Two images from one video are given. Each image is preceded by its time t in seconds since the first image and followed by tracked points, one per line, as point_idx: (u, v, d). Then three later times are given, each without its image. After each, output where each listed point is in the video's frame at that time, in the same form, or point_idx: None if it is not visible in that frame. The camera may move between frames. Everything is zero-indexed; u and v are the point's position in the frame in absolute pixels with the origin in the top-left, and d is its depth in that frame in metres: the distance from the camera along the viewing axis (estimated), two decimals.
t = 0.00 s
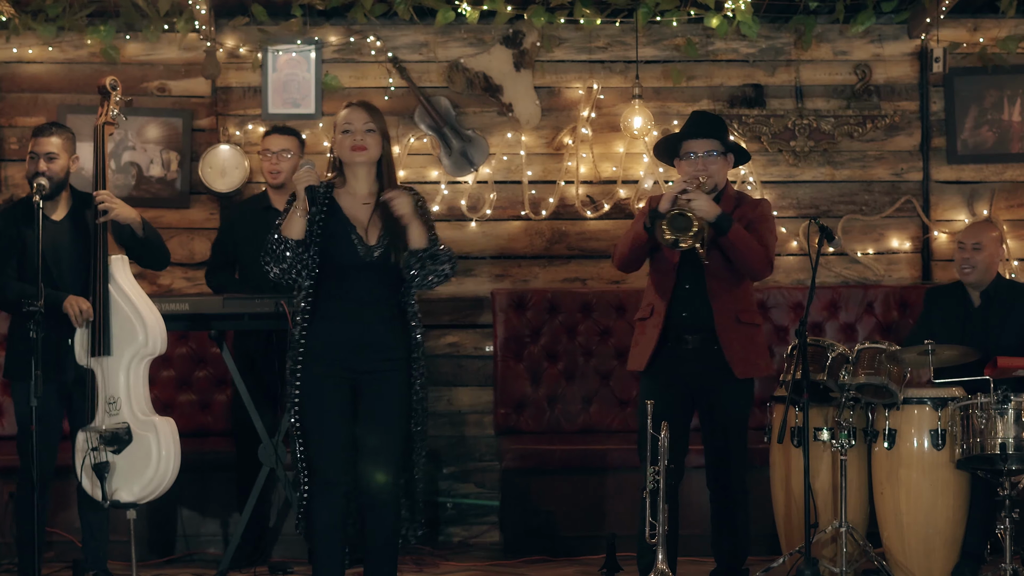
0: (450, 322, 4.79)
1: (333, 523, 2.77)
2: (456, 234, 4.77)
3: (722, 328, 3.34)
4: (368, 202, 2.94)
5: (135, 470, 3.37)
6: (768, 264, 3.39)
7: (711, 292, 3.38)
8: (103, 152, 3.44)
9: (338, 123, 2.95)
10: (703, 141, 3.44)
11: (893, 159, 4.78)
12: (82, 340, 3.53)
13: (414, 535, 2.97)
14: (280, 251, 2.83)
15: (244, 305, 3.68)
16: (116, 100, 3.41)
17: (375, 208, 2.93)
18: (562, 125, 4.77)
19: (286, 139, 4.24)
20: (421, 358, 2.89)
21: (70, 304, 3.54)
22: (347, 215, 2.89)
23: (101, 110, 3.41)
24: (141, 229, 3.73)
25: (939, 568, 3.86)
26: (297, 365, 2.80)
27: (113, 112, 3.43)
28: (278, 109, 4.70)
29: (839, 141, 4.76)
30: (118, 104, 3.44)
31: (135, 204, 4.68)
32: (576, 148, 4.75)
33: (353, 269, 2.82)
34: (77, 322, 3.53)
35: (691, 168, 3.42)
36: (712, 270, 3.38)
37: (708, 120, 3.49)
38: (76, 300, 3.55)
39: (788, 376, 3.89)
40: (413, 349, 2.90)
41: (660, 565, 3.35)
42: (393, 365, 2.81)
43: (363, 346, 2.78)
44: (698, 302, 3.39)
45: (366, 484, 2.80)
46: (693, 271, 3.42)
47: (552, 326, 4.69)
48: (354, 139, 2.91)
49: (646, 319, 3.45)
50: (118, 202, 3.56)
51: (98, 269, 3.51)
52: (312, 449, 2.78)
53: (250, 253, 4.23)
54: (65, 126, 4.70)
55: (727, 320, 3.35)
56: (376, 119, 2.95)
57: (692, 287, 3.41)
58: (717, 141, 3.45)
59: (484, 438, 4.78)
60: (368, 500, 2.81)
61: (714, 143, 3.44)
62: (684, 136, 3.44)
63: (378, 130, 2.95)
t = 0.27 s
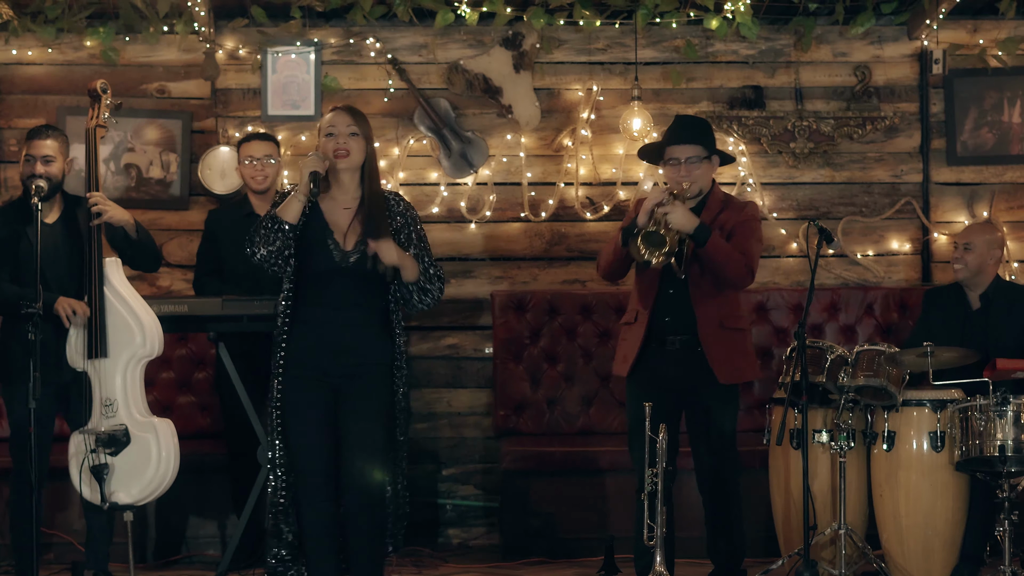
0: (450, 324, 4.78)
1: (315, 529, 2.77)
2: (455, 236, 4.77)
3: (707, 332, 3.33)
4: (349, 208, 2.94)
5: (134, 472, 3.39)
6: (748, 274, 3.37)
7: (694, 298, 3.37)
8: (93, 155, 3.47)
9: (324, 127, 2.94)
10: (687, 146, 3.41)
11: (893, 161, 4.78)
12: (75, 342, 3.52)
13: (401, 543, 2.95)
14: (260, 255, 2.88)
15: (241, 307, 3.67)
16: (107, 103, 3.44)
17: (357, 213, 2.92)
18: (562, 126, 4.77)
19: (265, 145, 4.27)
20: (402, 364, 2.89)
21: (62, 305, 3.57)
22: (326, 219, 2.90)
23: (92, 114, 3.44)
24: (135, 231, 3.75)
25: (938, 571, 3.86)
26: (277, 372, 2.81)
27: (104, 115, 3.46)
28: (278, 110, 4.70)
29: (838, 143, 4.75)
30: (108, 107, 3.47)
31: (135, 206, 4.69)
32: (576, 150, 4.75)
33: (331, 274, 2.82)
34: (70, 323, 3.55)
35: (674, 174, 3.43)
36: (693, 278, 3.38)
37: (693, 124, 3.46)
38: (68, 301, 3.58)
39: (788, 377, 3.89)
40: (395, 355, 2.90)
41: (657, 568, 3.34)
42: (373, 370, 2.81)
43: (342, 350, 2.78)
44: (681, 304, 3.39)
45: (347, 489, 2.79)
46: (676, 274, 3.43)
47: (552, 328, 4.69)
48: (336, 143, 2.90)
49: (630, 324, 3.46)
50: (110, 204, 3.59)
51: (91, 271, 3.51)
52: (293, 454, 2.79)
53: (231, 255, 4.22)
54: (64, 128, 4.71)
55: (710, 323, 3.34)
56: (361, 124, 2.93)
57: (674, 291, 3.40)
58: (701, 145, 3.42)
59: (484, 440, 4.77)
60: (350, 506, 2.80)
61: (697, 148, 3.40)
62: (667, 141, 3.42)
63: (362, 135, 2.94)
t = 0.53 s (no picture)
0: (450, 324, 4.78)
1: (310, 529, 2.78)
2: (455, 236, 4.76)
3: (699, 337, 3.33)
4: (339, 210, 2.91)
5: (133, 472, 3.39)
6: (739, 285, 3.34)
7: (688, 311, 3.36)
8: (91, 156, 3.46)
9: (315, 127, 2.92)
10: (672, 158, 3.37)
11: (894, 161, 4.77)
12: (72, 342, 3.49)
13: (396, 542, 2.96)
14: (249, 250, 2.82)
15: (239, 307, 3.65)
16: (103, 104, 3.43)
17: (347, 215, 2.90)
18: (562, 127, 4.77)
19: (259, 143, 4.24)
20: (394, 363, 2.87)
21: (62, 307, 3.52)
22: (316, 221, 2.89)
23: (88, 114, 3.44)
24: (133, 232, 3.75)
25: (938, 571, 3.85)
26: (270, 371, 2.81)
27: (100, 116, 3.46)
28: (278, 111, 4.71)
29: (839, 143, 4.75)
30: (105, 108, 3.46)
31: (135, 207, 4.69)
32: (576, 150, 4.74)
33: (322, 274, 2.81)
34: (70, 326, 3.50)
35: (660, 186, 3.39)
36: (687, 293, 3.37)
37: (676, 134, 3.41)
38: (69, 304, 3.52)
39: (789, 378, 3.90)
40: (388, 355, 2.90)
41: (656, 568, 3.34)
42: (363, 370, 2.80)
43: (333, 350, 2.77)
44: (674, 307, 3.37)
45: (340, 489, 2.79)
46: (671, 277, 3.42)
47: (552, 328, 4.69)
48: (326, 144, 2.87)
49: (619, 329, 3.46)
50: (107, 204, 3.58)
51: (90, 272, 3.51)
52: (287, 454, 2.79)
53: (229, 253, 4.24)
54: (64, 128, 4.71)
55: (704, 330, 3.34)
56: (352, 125, 2.91)
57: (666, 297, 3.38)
58: (686, 155, 3.38)
59: (485, 440, 4.77)
60: (345, 506, 2.80)
61: (682, 159, 3.37)
62: (652, 154, 3.36)
63: (352, 135, 2.91)
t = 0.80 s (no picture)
0: (453, 324, 4.77)
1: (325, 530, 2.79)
2: (459, 235, 4.76)
3: (709, 338, 3.33)
4: (345, 208, 2.94)
5: (134, 472, 3.38)
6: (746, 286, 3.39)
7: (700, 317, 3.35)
8: (91, 155, 3.44)
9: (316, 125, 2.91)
10: (671, 163, 3.33)
11: (898, 161, 4.77)
12: (74, 341, 3.53)
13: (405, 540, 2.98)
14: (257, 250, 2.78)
15: (242, 307, 3.66)
16: (104, 102, 3.41)
17: (355, 213, 2.94)
18: (565, 126, 4.76)
19: (263, 144, 4.25)
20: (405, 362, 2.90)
21: (62, 302, 3.57)
22: (324, 220, 2.89)
23: (89, 113, 3.42)
24: (135, 231, 3.73)
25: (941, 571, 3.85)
26: (282, 373, 2.79)
27: (101, 115, 3.44)
28: (281, 110, 4.71)
29: (843, 143, 4.74)
30: (105, 107, 3.44)
31: (138, 206, 4.68)
32: (579, 150, 4.73)
33: (334, 274, 2.81)
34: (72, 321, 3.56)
35: (660, 192, 3.36)
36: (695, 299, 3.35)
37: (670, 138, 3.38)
38: (70, 298, 3.58)
39: (791, 377, 3.89)
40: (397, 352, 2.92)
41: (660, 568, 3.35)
42: (377, 369, 2.82)
43: (347, 349, 2.78)
44: (677, 308, 3.38)
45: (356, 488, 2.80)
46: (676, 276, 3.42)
47: (556, 328, 4.69)
48: (327, 141, 2.86)
49: (621, 333, 3.44)
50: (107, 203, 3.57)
51: (91, 272, 3.52)
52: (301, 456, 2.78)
53: (235, 256, 4.22)
54: (67, 127, 4.70)
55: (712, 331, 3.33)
56: (353, 122, 2.91)
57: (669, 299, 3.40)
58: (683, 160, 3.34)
59: (488, 440, 4.77)
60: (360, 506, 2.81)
61: (681, 163, 3.33)
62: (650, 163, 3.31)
63: (352, 133, 2.90)
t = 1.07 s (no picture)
0: (460, 323, 4.78)
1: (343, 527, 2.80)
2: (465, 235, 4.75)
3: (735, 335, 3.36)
4: (359, 206, 2.95)
5: (138, 471, 3.40)
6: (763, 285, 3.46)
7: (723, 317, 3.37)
8: (102, 153, 3.46)
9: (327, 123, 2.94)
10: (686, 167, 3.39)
11: (904, 160, 4.76)
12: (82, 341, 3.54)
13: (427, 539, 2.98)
14: (285, 254, 2.84)
15: (247, 306, 3.67)
16: (115, 99, 3.44)
17: (368, 211, 2.95)
18: (572, 126, 4.76)
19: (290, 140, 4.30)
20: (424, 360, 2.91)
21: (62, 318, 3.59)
22: (338, 219, 2.91)
23: (101, 111, 3.45)
24: (144, 226, 3.73)
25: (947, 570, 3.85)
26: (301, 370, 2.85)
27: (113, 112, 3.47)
28: (287, 110, 4.71)
29: (849, 142, 4.74)
30: (116, 104, 3.46)
31: (144, 206, 4.68)
32: (586, 149, 4.74)
33: (351, 272, 2.85)
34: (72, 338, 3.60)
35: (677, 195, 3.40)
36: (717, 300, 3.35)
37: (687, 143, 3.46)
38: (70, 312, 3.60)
39: (797, 377, 3.89)
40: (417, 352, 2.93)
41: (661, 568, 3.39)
42: (394, 366, 2.84)
43: (364, 347, 2.80)
44: (690, 308, 3.38)
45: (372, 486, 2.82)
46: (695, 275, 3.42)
47: (562, 327, 4.69)
48: (338, 138, 2.89)
49: (636, 334, 3.42)
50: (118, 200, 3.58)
51: (99, 269, 3.52)
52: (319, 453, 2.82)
53: (254, 254, 4.24)
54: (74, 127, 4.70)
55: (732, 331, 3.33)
56: (363, 120, 2.93)
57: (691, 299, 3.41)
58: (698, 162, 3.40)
59: (495, 440, 4.77)
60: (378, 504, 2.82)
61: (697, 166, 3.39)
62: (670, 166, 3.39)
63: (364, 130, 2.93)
